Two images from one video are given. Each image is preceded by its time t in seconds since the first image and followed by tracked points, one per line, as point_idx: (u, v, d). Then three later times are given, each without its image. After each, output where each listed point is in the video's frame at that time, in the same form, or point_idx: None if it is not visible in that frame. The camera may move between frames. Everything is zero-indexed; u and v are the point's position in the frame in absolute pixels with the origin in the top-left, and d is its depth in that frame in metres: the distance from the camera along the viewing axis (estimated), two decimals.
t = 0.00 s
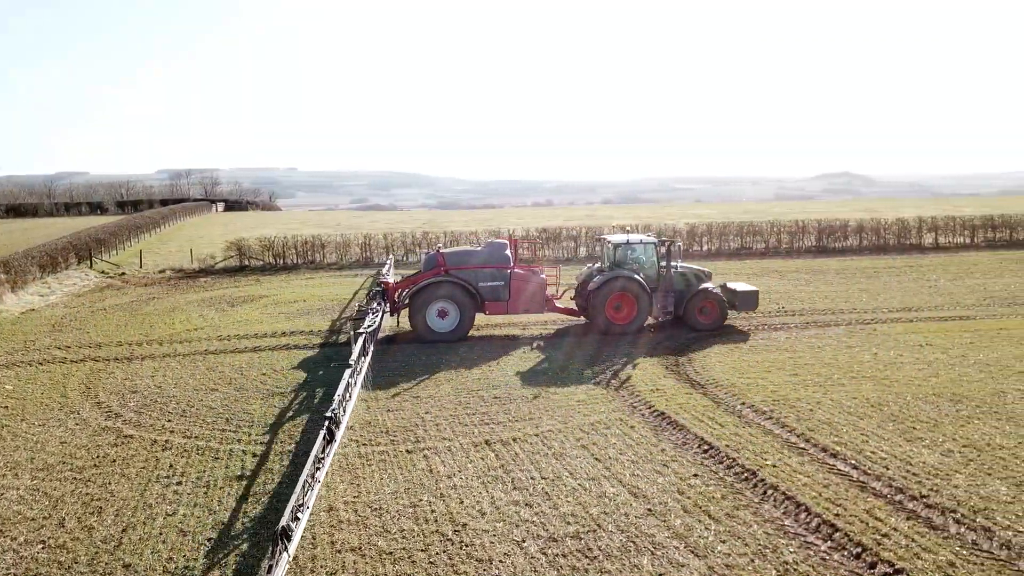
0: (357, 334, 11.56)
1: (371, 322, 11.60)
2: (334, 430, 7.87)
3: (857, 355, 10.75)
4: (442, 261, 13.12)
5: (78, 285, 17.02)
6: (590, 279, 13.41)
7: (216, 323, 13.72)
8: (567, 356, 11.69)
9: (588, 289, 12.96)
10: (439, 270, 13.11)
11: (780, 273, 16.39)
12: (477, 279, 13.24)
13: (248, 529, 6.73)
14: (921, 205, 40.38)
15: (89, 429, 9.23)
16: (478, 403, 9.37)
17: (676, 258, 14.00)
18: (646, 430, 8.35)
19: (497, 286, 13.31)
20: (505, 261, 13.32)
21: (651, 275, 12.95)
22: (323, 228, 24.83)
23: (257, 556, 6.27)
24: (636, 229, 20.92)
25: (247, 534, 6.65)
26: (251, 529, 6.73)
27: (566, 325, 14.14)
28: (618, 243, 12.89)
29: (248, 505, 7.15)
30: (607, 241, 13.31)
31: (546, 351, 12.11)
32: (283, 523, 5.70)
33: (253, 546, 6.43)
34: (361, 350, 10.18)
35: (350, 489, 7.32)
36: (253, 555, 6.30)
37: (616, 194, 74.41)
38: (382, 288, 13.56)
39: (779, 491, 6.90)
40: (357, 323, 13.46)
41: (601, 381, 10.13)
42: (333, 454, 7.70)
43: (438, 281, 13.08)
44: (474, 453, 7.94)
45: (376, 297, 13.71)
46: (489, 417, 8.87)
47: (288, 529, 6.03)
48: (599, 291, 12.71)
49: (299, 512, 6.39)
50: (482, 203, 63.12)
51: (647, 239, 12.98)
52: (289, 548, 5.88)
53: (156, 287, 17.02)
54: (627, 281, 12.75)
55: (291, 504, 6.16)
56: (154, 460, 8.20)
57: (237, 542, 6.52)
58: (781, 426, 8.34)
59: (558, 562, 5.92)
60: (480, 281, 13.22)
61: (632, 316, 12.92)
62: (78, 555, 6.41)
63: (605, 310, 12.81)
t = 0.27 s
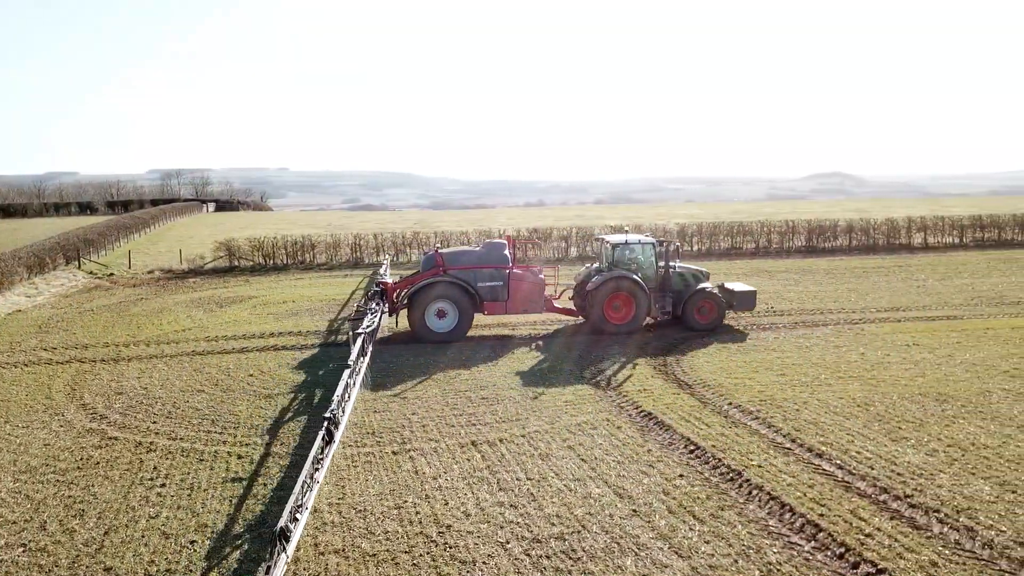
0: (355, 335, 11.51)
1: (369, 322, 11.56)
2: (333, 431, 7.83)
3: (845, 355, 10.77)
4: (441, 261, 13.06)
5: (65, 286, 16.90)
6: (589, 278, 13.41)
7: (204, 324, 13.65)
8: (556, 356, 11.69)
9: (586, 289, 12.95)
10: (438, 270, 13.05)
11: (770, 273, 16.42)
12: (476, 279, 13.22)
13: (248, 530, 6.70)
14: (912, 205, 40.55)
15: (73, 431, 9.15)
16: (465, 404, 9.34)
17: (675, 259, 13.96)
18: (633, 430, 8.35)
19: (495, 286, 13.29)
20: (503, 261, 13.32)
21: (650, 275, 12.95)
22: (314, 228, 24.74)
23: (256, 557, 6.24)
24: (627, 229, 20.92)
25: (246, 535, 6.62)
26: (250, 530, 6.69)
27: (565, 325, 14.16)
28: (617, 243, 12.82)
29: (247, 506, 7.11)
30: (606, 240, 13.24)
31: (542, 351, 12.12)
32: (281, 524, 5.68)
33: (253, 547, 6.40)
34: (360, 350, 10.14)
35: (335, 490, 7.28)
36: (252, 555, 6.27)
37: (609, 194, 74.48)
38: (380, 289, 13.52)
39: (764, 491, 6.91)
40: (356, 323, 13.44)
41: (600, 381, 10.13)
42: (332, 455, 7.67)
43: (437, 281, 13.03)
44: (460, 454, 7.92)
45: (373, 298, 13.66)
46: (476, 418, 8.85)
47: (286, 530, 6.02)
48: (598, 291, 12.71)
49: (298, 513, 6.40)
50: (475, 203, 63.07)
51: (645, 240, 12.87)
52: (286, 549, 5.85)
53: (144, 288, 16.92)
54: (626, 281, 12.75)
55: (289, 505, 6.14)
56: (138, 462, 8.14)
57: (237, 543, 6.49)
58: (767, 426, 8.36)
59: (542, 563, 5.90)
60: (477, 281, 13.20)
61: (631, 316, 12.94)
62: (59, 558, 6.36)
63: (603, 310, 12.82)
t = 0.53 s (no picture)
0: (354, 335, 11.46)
1: (367, 322, 11.51)
2: (333, 431, 7.76)
3: (830, 355, 10.79)
4: (439, 262, 13.07)
5: (50, 287, 16.77)
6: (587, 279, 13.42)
7: (190, 325, 13.56)
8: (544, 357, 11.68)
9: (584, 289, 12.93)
10: (436, 270, 13.06)
11: (758, 273, 16.45)
12: (475, 279, 13.20)
13: (247, 531, 6.64)
14: (902, 205, 40.73)
15: (55, 433, 9.07)
16: (450, 405, 9.32)
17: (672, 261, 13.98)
18: (617, 431, 8.35)
19: (494, 286, 13.27)
20: (501, 262, 13.33)
21: (647, 275, 12.98)
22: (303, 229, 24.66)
23: (255, 558, 6.18)
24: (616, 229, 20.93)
25: (246, 537, 6.55)
26: (250, 531, 6.63)
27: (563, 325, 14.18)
28: (614, 243, 12.88)
29: (248, 507, 7.04)
30: (603, 241, 13.31)
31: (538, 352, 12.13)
32: (279, 524, 5.62)
33: (253, 548, 6.34)
34: (359, 349, 10.09)
35: (317, 492, 7.24)
36: (251, 557, 6.21)
37: (601, 194, 74.57)
38: (378, 290, 13.48)
39: (746, 492, 6.90)
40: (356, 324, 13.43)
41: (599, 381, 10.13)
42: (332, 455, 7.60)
43: (436, 281, 13.01)
44: (444, 455, 7.89)
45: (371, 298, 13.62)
46: (460, 419, 8.82)
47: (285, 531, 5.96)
48: (595, 292, 12.72)
49: (297, 513, 6.34)
50: (468, 203, 63.01)
51: (643, 239, 12.90)
52: (285, 550, 5.79)
53: (130, 288, 16.82)
54: (623, 281, 12.77)
55: (288, 506, 6.08)
56: (119, 465, 8.07)
57: (236, 544, 6.43)
58: (751, 426, 8.37)
59: (523, 565, 5.88)
60: (476, 282, 13.17)
61: (629, 316, 12.93)
62: (36, 562, 6.29)
63: (602, 310, 12.81)
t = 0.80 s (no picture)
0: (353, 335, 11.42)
1: (367, 322, 11.47)
2: (333, 431, 7.71)
3: (818, 355, 10.81)
4: (438, 262, 13.06)
5: (38, 288, 16.65)
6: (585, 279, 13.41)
7: (177, 326, 13.49)
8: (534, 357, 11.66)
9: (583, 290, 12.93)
10: (434, 270, 13.04)
11: (748, 273, 16.48)
12: (474, 279, 13.19)
13: (249, 533, 6.58)
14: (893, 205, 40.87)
15: (39, 435, 8.99)
16: (437, 406, 9.29)
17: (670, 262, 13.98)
18: (604, 432, 8.34)
19: (493, 286, 13.25)
20: (500, 262, 13.32)
21: (645, 275, 13.00)
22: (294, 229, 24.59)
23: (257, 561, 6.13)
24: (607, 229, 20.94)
25: (247, 539, 6.49)
26: (251, 533, 6.57)
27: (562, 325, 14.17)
28: (612, 243, 12.92)
29: (248, 509, 6.99)
30: (601, 241, 13.36)
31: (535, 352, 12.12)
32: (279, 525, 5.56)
33: (255, 550, 6.29)
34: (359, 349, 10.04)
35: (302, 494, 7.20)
36: (253, 559, 6.16)
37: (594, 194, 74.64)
38: (378, 289, 13.44)
39: (732, 493, 6.90)
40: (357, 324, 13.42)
41: (600, 381, 10.14)
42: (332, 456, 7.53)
43: (435, 281, 12.99)
44: (429, 457, 7.87)
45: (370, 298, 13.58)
46: (447, 421, 8.80)
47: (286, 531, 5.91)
48: (594, 291, 12.71)
49: (297, 514, 6.28)
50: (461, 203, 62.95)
51: (641, 239, 12.96)
52: (285, 550, 5.73)
53: (119, 289, 16.71)
54: (622, 281, 12.77)
55: (288, 506, 6.02)
56: (102, 468, 8.00)
57: (237, 546, 6.37)
58: (737, 426, 8.37)
59: (507, 567, 5.86)
60: (475, 281, 13.14)
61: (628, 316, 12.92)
62: (16, 566, 6.22)
63: (601, 310, 12.80)
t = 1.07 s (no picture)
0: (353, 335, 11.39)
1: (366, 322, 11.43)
2: (333, 432, 7.69)
3: (805, 355, 10.83)
4: (437, 262, 13.03)
5: (25, 288, 16.51)
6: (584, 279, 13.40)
7: (166, 327, 13.40)
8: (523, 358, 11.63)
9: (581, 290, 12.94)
10: (434, 270, 13.00)
11: (738, 273, 16.51)
12: (473, 279, 13.16)
13: (252, 533, 6.54)
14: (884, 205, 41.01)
15: (22, 438, 8.90)
16: (424, 408, 9.26)
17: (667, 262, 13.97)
18: (590, 433, 8.33)
19: (492, 286, 13.23)
20: (499, 262, 13.31)
21: (644, 275, 13.01)
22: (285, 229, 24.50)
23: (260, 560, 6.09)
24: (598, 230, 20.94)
25: (249, 539, 6.45)
26: (254, 534, 6.52)
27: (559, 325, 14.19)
28: (610, 243, 12.90)
29: (251, 509, 6.95)
30: (599, 241, 13.33)
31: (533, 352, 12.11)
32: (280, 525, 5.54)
33: (258, 550, 6.24)
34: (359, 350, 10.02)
35: (286, 497, 7.14)
36: (256, 559, 6.12)
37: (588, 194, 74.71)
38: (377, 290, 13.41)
39: (717, 493, 6.90)
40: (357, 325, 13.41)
41: (601, 380, 10.13)
42: (333, 457, 7.54)
43: (434, 281, 12.95)
44: (415, 459, 7.84)
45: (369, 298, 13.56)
46: (434, 422, 8.77)
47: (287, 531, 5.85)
48: (592, 291, 12.71)
49: (298, 514, 6.26)
50: (454, 203, 62.89)
51: (639, 239, 12.99)
52: (286, 551, 5.70)
53: (107, 290, 16.60)
54: (621, 281, 12.77)
55: (289, 506, 5.99)
56: (85, 470, 7.92)
57: (239, 546, 6.32)
58: (723, 427, 8.38)
59: (490, 569, 5.84)
60: (474, 281, 13.12)
61: (626, 316, 12.93)
62: None
63: (599, 310, 12.81)
